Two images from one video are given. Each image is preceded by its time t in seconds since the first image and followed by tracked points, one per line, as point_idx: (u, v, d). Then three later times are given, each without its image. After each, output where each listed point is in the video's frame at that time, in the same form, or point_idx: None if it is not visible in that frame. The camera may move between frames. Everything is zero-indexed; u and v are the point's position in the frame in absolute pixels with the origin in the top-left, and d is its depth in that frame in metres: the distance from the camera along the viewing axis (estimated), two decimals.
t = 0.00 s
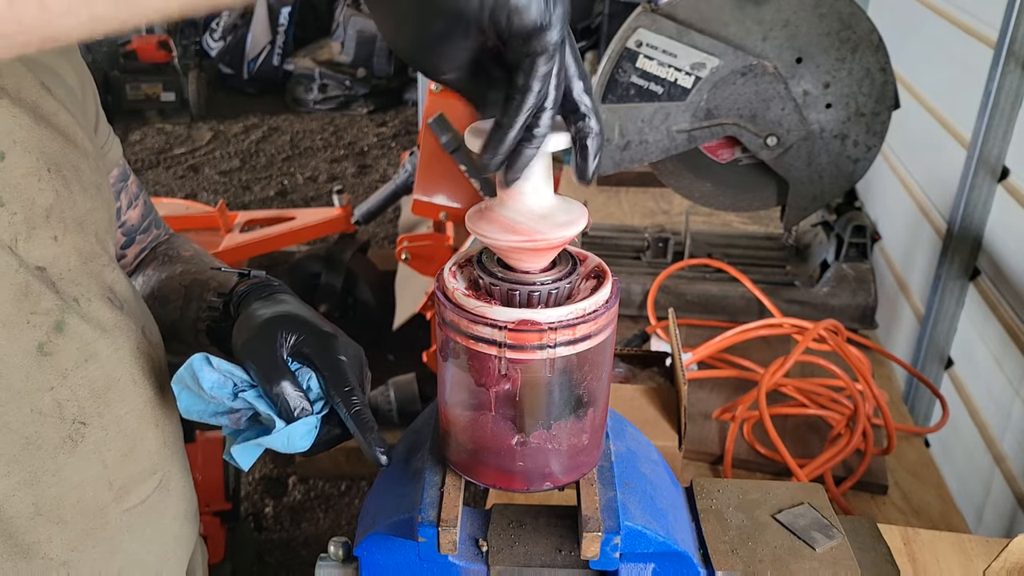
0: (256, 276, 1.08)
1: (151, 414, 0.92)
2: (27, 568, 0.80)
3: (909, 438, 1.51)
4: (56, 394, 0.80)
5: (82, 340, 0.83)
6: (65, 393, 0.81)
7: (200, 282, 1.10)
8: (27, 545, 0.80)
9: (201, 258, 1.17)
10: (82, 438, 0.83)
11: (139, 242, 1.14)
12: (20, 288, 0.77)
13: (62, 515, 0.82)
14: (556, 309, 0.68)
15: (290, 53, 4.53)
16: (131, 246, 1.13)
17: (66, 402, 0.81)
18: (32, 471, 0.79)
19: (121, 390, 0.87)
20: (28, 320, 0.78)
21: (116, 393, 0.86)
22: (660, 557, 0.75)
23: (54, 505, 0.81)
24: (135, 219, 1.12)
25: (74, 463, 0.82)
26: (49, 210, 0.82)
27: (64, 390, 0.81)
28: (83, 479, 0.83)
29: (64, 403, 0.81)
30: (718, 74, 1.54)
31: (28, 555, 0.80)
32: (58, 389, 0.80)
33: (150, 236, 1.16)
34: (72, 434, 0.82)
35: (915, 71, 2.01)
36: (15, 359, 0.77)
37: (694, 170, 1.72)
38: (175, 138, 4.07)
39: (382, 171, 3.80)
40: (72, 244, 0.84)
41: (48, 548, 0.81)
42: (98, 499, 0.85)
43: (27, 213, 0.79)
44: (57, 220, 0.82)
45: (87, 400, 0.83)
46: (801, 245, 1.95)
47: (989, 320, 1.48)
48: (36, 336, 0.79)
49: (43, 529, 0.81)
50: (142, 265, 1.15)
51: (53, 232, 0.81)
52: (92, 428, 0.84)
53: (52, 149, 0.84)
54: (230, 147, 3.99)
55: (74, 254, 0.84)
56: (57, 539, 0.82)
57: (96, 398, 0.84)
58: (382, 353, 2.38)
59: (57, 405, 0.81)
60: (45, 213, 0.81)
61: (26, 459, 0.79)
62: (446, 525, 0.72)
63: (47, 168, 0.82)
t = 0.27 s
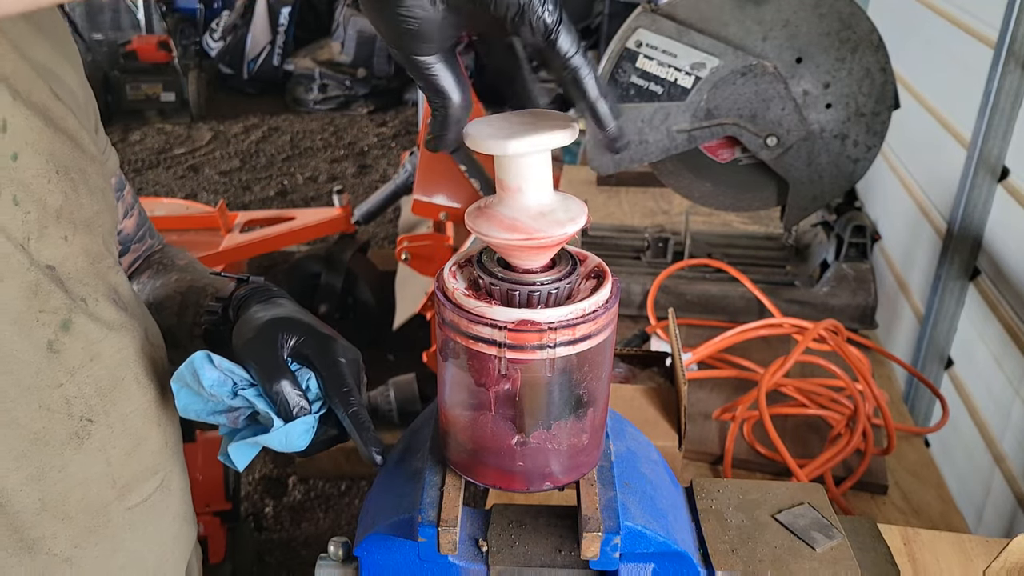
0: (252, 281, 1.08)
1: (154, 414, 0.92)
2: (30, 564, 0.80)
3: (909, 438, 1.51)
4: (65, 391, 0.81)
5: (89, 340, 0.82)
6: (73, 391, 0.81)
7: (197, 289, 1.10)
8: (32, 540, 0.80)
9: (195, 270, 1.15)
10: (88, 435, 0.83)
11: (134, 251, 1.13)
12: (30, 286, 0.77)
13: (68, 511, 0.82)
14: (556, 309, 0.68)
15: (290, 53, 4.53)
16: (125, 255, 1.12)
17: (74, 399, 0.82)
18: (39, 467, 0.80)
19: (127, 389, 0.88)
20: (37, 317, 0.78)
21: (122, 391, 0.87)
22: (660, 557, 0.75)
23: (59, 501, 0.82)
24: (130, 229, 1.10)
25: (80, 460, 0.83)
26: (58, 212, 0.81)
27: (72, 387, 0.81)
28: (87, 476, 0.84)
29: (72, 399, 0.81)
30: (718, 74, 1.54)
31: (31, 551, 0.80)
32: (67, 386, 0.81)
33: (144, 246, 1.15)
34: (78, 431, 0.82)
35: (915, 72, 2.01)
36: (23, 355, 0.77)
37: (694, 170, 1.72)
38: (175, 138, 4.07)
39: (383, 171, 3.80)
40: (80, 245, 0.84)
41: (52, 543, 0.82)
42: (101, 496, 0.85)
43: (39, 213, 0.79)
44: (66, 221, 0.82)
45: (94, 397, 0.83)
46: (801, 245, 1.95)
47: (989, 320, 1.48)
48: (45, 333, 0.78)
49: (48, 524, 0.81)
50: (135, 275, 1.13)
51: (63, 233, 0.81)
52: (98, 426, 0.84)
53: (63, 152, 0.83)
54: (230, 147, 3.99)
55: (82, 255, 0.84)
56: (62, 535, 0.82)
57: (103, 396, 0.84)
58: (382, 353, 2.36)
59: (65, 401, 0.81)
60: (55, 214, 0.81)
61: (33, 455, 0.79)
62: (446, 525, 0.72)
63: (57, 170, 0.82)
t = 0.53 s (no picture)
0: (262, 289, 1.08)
1: (160, 415, 0.92)
2: (33, 558, 0.81)
3: (909, 438, 1.51)
4: (73, 387, 0.82)
5: (100, 337, 0.84)
6: (82, 387, 0.82)
7: (200, 298, 1.10)
8: (35, 535, 0.81)
9: (199, 281, 1.14)
10: (94, 432, 0.84)
11: (136, 260, 1.10)
12: (45, 283, 0.79)
13: (72, 507, 0.83)
14: (556, 309, 0.69)
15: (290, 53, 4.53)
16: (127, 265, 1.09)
17: (81, 396, 0.83)
18: (45, 461, 0.80)
19: (135, 389, 0.88)
20: (51, 313, 0.79)
21: (129, 390, 0.87)
22: (660, 557, 0.75)
23: (64, 496, 0.82)
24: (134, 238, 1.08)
25: (85, 457, 0.83)
26: (70, 213, 0.83)
27: (80, 384, 0.82)
28: (92, 472, 0.84)
29: (80, 396, 0.82)
30: (718, 74, 1.54)
31: (35, 545, 0.81)
32: (75, 382, 0.82)
33: (147, 256, 1.12)
34: (84, 428, 0.83)
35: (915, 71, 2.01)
36: (30, 352, 0.78)
37: (694, 170, 1.71)
38: (175, 138, 4.07)
39: (383, 171, 3.80)
40: (90, 246, 0.85)
41: (54, 539, 0.82)
42: (104, 494, 0.86)
43: (53, 213, 0.81)
44: (78, 222, 0.84)
45: (102, 395, 0.84)
46: (801, 245, 1.95)
47: (989, 321, 1.48)
48: (56, 329, 0.80)
49: (52, 520, 0.82)
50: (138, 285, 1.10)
51: (75, 234, 0.83)
52: (104, 423, 0.85)
53: (73, 155, 0.85)
54: (230, 147, 3.99)
55: (92, 257, 0.85)
56: (65, 531, 0.83)
57: (110, 394, 0.85)
58: (382, 353, 2.35)
59: (73, 398, 0.82)
60: (68, 215, 0.83)
61: (40, 448, 0.80)
62: (446, 525, 0.72)
63: (68, 173, 0.84)
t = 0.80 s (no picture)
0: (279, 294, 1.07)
1: (164, 414, 0.93)
2: (32, 553, 0.81)
3: (909, 438, 1.51)
4: (76, 383, 0.82)
5: (107, 335, 0.85)
6: (84, 383, 0.83)
7: (213, 302, 1.10)
8: (34, 529, 0.81)
9: (213, 283, 1.15)
10: (96, 429, 0.84)
11: (148, 267, 1.10)
12: (54, 279, 0.80)
13: (72, 502, 0.83)
14: (556, 309, 0.69)
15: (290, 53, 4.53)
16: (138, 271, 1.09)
17: (84, 392, 0.83)
18: (48, 456, 0.81)
19: (139, 387, 0.89)
20: (58, 308, 0.80)
21: (133, 389, 0.88)
22: (660, 557, 0.75)
23: (65, 492, 0.83)
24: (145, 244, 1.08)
25: (87, 453, 0.84)
26: (77, 213, 0.84)
27: (84, 380, 0.83)
28: (94, 469, 0.85)
29: (83, 392, 0.83)
30: (718, 74, 1.54)
31: (34, 540, 0.81)
32: (78, 378, 0.82)
33: (158, 262, 1.12)
34: (86, 424, 0.83)
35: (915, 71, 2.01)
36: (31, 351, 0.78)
37: (694, 170, 1.71)
38: (175, 138, 4.07)
39: (383, 171, 3.80)
40: (97, 248, 0.86)
41: (53, 534, 0.82)
42: (106, 492, 0.86)
43: (60, 212, 0.81)
44: (85, 223, 0.84)
45: (105, 391, 0.85)
46: (801, 245, 1.95)
47: (989, 321, 1.48)
48: (62, 325, 0.80)
49: (51, 515, 0.82)
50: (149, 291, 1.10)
51: (81, 235, 0.83)
52: (107, 421, 0.85)
53: (80, 157, 0.87)
54: (230, 147, 3.99)
55: (98, 258, 0.86)
56: (64, 527, 0.83)
57: (114, 391, 0.86)
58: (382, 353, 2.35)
59: (75, 394, 0.82)
60: (76, 214, 0.84)
61: (43, 443, 0.80)
62: (445, 525, 0.72)
63: (74, 175, 0.85)
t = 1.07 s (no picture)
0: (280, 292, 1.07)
1: (168, 415, 0.93)
2: (43, 550, 0.83)
3: (909, 438, 1.51)
4: (84, 382, 0.83)
5: (111, 336, 0.85)
6: (93, 382, 0.83)
7: (214, 303, 1.09)
8: (47, 526, 0.83)
9: (210, 288, 1.15)
10: (106, 427, 0.85)
11: (148, 269, 1.10)
12: (61, 281, 0.79)
13: (83, 500, 0.85)
14: (556, 309, 0.69)
15: (290, 53, 4.53)
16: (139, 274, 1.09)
17: (93, 391, 0.84)
18: (61, 455, 0.82)
19: (144, 387, 0.89)
20: (65, 310, 0.80)
21: (138, 388, 0.88)
22: (660, 557, 0.75)
23: (76, 490, 0.84)
24: (146, 246, 1.08)
25: (97, 451, 0.85)
26: (87, 217, 0.85)
27: (91, 379, 0.83)
28: (104, 467, 0.86)
29: (91, 391, 0.83)
30: (718, 74, 1.54)
31: (45, 537, 0.83)
32: (86, 377, 0.83)
33: (158, 265, 1.12)
34: (96, 423, 0.84)
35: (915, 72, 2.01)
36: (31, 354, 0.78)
37: (694, 170, 1.71)
38: (175, 138, 4.07)
39: (382, 171, 3.80)
40: (102, 251, 0.86)
41: (65, 532, 0.84)
42: (115, 490, 0.87)
43: (69, 215, 0.82)
44: (93, 225, 0.85)
45: (112, 391, 0.85)
46: (801, 245, 1.95)
47: (989, 321, 1.48)
48: (69, 326, 0.80)
49: (62, 513, 0.83)
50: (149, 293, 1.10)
51: (87, 238, 0.84)
52: (114, 420, 0.86)
53: (90, 161, 0.88)
54: (230, 147, 3.99)
55: (104, 262, 0.86)
56: (75, 524, 0.84)
57: (120, 391, 0.86)
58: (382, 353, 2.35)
59: (84, 392, 0.83)
60: (85, 217, 0.84)
61: (57, 441, 0.82)
62: (445, 525, 0.73)
63: (83, 179, 0.86)
